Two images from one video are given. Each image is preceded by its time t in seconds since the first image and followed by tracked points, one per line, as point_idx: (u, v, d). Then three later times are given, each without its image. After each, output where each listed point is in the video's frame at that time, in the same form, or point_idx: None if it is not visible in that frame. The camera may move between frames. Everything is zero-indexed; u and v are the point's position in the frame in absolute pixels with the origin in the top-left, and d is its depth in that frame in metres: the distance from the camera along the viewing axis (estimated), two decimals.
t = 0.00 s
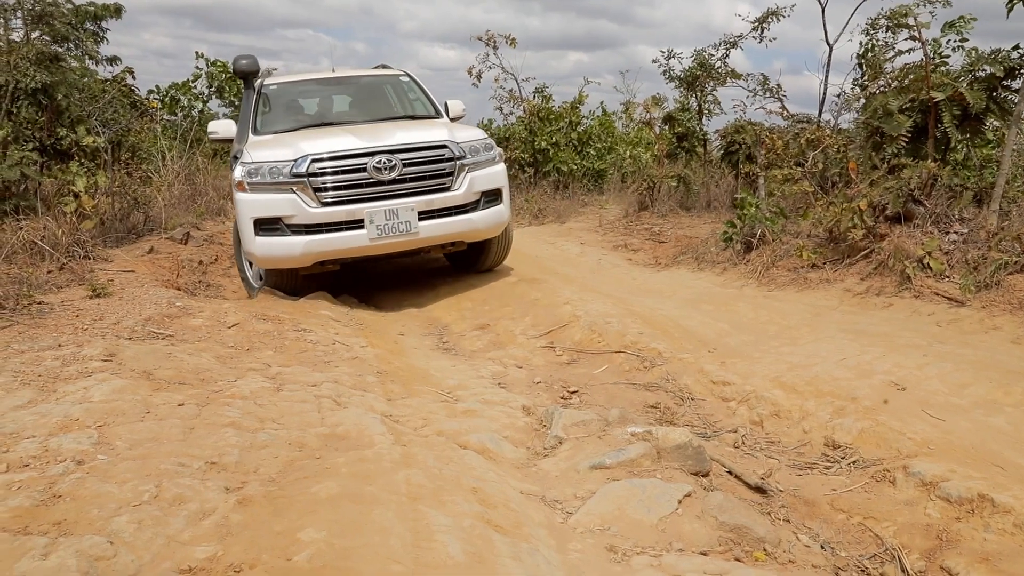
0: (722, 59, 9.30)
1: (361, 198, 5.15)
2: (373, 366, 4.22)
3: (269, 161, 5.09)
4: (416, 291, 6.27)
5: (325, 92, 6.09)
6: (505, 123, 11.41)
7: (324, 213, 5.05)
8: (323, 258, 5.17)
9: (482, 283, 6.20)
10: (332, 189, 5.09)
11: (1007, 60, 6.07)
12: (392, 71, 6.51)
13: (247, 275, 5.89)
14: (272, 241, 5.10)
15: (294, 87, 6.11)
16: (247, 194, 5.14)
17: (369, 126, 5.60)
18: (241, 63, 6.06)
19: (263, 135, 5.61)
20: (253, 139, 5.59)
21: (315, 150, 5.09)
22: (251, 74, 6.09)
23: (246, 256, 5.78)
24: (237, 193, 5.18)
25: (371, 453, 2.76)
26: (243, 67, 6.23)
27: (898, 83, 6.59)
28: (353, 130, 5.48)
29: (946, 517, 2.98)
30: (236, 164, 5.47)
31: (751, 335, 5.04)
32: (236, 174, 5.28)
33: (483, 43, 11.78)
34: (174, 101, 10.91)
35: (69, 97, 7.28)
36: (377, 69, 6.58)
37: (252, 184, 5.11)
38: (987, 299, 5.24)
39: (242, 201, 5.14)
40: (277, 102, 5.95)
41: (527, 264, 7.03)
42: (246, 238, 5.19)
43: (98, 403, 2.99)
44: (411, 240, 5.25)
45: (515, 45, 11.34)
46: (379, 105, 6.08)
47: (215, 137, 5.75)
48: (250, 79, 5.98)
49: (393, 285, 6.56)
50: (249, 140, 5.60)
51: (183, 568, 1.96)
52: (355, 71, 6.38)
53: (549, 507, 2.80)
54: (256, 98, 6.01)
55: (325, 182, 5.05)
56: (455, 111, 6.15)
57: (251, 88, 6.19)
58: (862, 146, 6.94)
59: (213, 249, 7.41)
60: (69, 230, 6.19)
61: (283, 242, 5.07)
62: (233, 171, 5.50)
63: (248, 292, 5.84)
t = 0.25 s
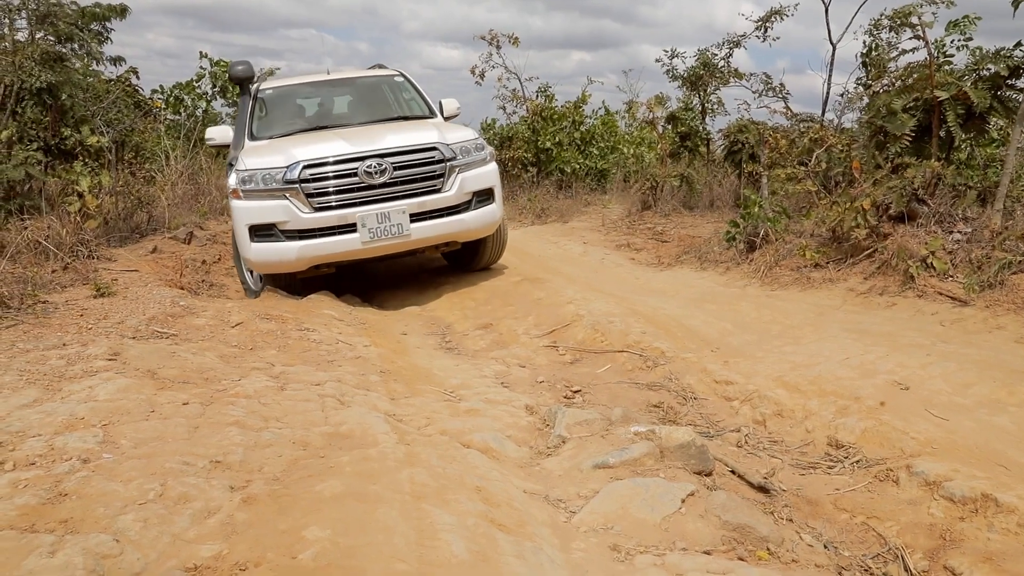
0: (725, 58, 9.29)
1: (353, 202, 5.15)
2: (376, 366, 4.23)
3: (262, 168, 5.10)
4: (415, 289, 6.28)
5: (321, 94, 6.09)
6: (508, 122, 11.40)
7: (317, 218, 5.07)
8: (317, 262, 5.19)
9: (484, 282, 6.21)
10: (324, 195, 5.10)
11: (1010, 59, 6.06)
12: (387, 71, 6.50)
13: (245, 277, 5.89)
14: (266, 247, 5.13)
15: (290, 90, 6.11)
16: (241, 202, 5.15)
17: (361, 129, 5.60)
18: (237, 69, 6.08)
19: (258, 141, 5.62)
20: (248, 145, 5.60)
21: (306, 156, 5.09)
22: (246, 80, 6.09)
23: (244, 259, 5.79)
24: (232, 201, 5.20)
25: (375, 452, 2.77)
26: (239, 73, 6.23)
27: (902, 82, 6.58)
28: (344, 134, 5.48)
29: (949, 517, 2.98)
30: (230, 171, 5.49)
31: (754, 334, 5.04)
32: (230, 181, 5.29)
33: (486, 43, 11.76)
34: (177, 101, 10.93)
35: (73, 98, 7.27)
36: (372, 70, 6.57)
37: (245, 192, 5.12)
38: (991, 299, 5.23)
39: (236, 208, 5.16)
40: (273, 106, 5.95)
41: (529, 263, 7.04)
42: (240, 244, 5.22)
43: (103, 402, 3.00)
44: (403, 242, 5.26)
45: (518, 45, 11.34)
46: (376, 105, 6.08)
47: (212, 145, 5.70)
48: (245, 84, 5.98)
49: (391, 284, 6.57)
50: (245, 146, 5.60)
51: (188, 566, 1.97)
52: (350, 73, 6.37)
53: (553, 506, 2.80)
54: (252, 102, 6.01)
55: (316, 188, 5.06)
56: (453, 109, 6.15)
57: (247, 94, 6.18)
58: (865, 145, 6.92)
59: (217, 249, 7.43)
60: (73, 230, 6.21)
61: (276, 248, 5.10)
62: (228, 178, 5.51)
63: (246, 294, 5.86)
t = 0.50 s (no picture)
0: (723, 60, 9.30)
1: (350, 201, 5.16)
2: (374, 367, 4.24)
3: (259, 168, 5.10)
4: (412, 290, 6.30)
5: (318, 95, 6.09)
6: (506, 124, 11.41)
7: (314, 217, 5.07)
8: (314, 261, 5.19)
9: (483, 283, 6.21)
10: (321, 194, 5.10)
11: (1007, 62, 6.08)
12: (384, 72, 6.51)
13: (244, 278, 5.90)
14: (263, 247, 5.12)
15: (286, 91, 6.11)
16: (237, 202, 5.15)
17: (357, 128, 5.60)
18: (235, 70, 6.07)
19: (255, 142, 5.63)
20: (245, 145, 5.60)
21: (302, 156, 5.09)
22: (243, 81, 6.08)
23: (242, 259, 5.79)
24: (229, 201, 5.19)
25: (373, 453, 2.77)
26: (235, 75, 6.21)
27: (899, 84, 6.59)
28: (341, 133, 5.48)
29: (946, 518, 2.98)
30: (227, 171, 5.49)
31: (751, 336, 5.05)
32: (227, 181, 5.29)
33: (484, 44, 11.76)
34: (176, 102, 10.93)
35: (71, 99, 7.26)
36: (369, 71, 6.58)
37: (242, 191, 5.11)
38: (988, 301, 5.24)
39: (233, 208, 5.16)
40: (270, 107, 5.96)
41: (528, 265, 7.04)
42: (237, 244, 5.21)
43: (100, 403, 3.00)
44: (401, 241, 5.26)
45: (516, 46, 11.34)
46: (372, 106, 6.08)
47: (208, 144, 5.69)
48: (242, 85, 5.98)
49: (390, 285, 6.58)
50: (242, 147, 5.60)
51: (185, 568, 1.97)
52: (347, 74, 6.38)
53: (551, 508, 2.80)
54: (248, 104, 6.01)
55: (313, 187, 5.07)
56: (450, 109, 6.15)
57: (244, 95, 6.18)
58: (862, 147, 6.94)
59: (215, 250, 7.43)
60: (71, 231, 6.20)
61: (274, 247, 5.10)
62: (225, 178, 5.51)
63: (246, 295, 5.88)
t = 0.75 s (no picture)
0: (719, 60, 9.31)
1: (352, 202, 5.15)
2: (370, 368, 4.23)
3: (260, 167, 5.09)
4: (410, 292, 6.30)
5: (318, 95, 6.09)
6: (502, 124, 11.40)
7: (316, 218, 5.06)
8: (315, 263, 5.18)
9: (479, 284, 6.21)
10: (323, 194, 5.10)
11: (1002, 62, 6.09)
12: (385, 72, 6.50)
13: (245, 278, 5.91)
14: (264, 247, 5.11)
15: (287, 90, 6.11)
16: (238, 201, 5.14)
17: (360, 129, 5.60)
18: (234, 69, 6.08)
19: (256, 141, 5.62)
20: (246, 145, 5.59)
21: (305, 156, 5.10)
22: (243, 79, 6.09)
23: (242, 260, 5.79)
24: (229, 200, 5.18)
25: (368, 454, 2.77)
26: (235, 72, 6.22)
27: (894, 84, 6.61)
28: (344, 134, 5.48)
29: (941, 517, 2.99)
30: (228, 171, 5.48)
31: (747, 336, 5.05)
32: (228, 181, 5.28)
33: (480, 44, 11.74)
34: (171, 103, 10.92)
35: (66, 99, 7.24)
36: (370, 71, 6.57)
37: (244, 191, 5.11)
38: (983, 300, 5.26)
39: (234, 208, 5.15)
40: (270, 106, 5.96)
41: (524, 265, 7.04)
42: (237, 244, 5.20)
43: (95, 405, 2.99)
44: (403, 243, 5.26)
45: (512, 47, 11.33)
46: (372, 107, 6.08)
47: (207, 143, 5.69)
48: (243, 84, 5.98)
49: (389, 285, 6.60)
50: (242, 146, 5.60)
51: (180, 570, 1.97)
52: (348, 74, 6.38)
53: (546, 508, 2.80)
54: (248, 103, 6.01)
55: (315, 187, 5.06)
56: (450, 110, 6.14)
57: (244, 93, 6.19)
58: (858, 147, 6.97)
59: (211, 251, 7.42)
60: (66, 232, 6.18)
61: (275, 248, 5.09)
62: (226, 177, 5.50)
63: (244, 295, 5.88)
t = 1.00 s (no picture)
0: (714, 59, 9.32)
1: (359, 196, 5.14)
2: (366, 369, 4.23)
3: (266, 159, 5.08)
4: (410, 292, 6.30)
5: (319, 93, 6.09)
6: (498, 124, 11.40)
7: (322, 211, 5.04)
8: (320, 257, 5.16)
9: (476, 284, 6.21)
10: (330, 187, 5.08)
11: (995, 61, 6.11)
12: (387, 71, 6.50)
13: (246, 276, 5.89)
14: (268, 240, 5.08)
15: (288, 88, 6.10)
16: (243, 193, 5.11)
17: (366, 125, 5.60)
18: (234, 64, 6.07)
19: (259, 135, 5.60)
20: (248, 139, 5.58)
21: (312, 148, 5.09)
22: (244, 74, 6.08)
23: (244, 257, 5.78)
24: (233, 192, 5.15)
25: (363, 455, 2.76)
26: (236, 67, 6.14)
27: (888, 83, 6.62)
28: (350, 129, 5.48)
29: (937, 515, 2.99)
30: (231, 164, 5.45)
31: (743, 335, 5.06)
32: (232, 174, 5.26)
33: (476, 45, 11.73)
34: (166, 104, 10.92)
35: (60, 100, 7.21)
36: (372, 70, 6.56)
37: (248, 183, 5.09)
38: (978, 298, 5.27)
39: (238, 200, 5.12)
40: (271, 103, 5.95)
41: (520, 265, 7.04)
42: (241, 237, 5.17)
43: (89, 407, 2.98)
44: (410, 238, 5.24)
45: (508, 47, 11.33)
46: (373, 106, 6.08)
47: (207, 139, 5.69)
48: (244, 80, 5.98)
49: (387, 285, 6.59)
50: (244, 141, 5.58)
51: (173, 571, 1.96)
52: (350, 71, 6.37)
53: (542, 508, 2.80)
54: (249, 98, 6.00)
55: (322, 179, 5.05)
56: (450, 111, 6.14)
57: (245, 89, 6.18)
58: (853, 146, 6.99)
59: (206, 252, 7.42)
60: (60, 234, 6.16)
61: (280, 241, 5.06)
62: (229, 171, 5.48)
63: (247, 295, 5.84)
